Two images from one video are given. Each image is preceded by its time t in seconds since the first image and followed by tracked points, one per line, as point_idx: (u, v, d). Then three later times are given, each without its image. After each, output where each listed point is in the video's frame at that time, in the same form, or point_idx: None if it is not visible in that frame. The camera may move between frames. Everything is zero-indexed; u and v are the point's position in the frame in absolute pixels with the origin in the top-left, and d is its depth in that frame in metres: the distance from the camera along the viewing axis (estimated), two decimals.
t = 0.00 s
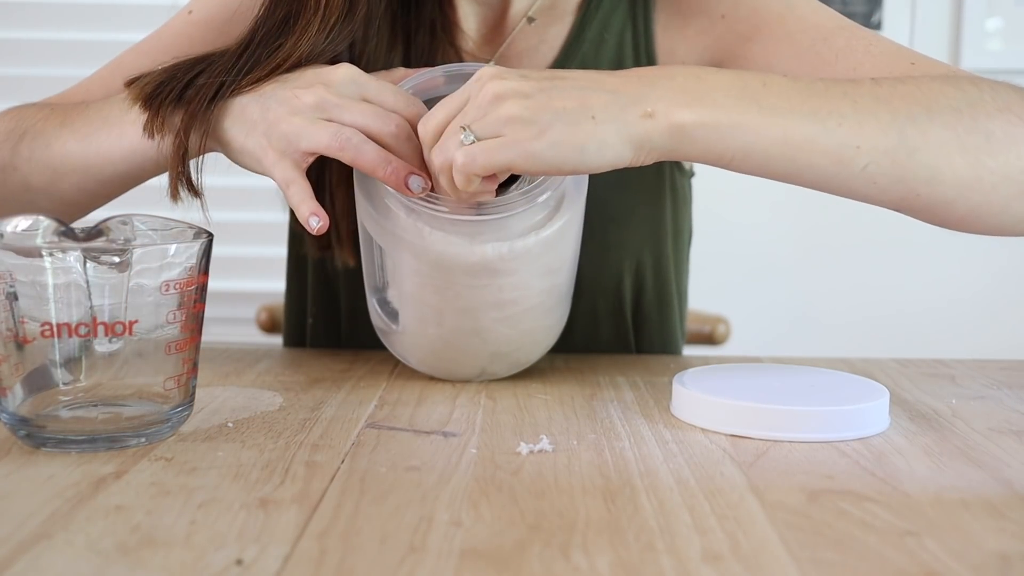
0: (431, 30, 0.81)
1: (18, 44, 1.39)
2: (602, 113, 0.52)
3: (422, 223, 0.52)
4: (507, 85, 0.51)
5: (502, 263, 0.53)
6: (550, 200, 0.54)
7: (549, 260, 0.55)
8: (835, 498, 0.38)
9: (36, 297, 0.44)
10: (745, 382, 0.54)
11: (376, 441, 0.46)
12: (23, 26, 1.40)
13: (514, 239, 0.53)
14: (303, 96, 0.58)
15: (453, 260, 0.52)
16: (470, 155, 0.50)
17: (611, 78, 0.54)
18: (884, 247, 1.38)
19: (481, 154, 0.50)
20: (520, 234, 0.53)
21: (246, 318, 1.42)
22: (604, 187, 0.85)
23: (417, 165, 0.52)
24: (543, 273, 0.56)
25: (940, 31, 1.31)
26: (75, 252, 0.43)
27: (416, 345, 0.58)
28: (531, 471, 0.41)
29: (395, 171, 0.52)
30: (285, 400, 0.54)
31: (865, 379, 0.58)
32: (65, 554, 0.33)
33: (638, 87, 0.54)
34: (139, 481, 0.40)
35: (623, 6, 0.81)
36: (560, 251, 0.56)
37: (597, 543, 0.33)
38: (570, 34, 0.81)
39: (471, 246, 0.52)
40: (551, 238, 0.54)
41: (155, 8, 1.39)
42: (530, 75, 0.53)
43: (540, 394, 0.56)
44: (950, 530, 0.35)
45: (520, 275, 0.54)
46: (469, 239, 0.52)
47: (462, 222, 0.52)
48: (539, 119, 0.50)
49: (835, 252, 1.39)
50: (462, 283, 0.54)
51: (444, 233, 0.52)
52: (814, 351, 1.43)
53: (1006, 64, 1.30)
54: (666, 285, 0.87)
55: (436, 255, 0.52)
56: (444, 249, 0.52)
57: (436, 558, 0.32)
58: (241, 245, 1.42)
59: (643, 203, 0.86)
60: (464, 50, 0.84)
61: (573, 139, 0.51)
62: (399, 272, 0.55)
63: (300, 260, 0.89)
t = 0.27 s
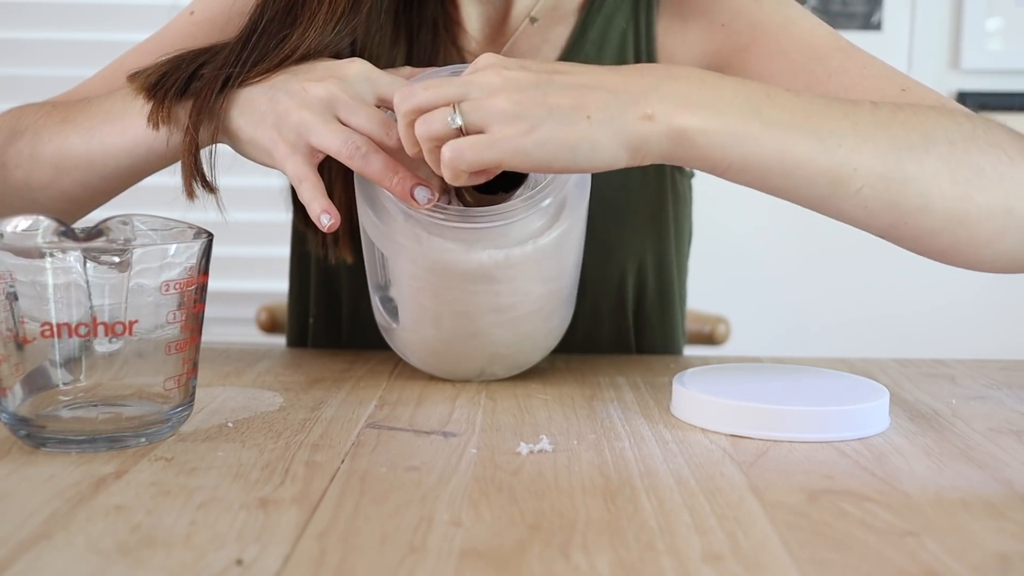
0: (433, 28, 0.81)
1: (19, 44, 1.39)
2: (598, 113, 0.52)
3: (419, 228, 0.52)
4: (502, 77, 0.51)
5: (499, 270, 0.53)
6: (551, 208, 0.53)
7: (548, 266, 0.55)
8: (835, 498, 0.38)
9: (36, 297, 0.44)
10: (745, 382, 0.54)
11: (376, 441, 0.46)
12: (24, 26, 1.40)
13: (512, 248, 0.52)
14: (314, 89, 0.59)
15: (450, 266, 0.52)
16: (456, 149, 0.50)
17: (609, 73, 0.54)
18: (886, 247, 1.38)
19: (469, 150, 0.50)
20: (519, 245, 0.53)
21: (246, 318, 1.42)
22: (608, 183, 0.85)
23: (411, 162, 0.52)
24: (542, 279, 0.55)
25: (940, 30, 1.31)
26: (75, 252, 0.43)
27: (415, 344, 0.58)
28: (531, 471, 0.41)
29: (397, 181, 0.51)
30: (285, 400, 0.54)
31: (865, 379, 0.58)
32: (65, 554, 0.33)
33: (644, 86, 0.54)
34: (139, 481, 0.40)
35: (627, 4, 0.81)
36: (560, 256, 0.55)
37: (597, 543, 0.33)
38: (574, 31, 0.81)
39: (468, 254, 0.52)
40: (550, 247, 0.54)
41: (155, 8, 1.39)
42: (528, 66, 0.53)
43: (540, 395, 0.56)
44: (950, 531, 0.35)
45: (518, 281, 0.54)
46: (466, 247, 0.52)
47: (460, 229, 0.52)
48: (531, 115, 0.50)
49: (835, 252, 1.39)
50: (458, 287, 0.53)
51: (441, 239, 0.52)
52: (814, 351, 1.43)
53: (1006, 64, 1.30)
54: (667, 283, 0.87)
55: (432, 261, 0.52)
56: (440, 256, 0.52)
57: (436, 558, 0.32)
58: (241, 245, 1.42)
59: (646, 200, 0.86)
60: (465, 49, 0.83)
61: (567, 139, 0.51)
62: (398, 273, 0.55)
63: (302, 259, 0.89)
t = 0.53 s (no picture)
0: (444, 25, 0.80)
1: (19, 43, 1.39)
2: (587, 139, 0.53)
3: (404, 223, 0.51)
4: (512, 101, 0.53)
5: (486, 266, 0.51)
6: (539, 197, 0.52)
7: (539, 261, 0.53)
8: (835, 498, 0.38)
9: (36, 297, 0.44)
10: (745, 382, 0.54)
11: (376, 441, 0.46)
12: (23, 27, 1.40)
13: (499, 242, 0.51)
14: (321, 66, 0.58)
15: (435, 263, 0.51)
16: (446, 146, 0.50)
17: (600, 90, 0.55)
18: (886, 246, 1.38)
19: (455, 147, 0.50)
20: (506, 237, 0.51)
21: (246, 318, 1.42)
22: (610, 181, 0.84)
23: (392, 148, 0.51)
24: (534, 275, 0.54)
25: (940, 30, 1.31)
26: (75, 252, 0.43)
27: (413, 341, 0.58)
28: (531, 471, 0.41)
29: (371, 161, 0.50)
30: (285, 400, 0.54)
31: (865, 379, 0.58)
32: (64, 554, 0.33)
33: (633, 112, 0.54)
34: (139, 481, 0.40)
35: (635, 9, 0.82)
36: (553, 251, 0.54)
37: (597, 543, 0.33)
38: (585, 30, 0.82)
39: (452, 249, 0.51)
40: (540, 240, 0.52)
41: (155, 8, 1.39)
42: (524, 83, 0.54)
43: (540, 395, 0.56)
44: (950, 530, 0.35)
45: (507, 277, 0.53)
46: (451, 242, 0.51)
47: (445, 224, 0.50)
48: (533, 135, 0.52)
49: (836, 252, 1.39)
50: (446, 284, 0.52)
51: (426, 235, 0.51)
52: (814, 351, 1.43)
53: (1006, 64, 1.30)
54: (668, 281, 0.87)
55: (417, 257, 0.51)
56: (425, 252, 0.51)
57: (436, 558, 0.32)
58: (241, 245, 1.42)
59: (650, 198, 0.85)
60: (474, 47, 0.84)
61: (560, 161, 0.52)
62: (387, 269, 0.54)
63: (305, 257, 0.89)
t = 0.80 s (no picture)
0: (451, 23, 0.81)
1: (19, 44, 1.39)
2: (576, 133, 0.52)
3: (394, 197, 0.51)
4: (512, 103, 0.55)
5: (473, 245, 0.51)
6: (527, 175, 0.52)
7: (527, 249, 0.53)
8: (835, 498, 0.38)
9: (36, 297, 0.44)
10: (745, 382, 0.54)
11: (376, 441, 0.46)
12: (24, 27, 1.41)
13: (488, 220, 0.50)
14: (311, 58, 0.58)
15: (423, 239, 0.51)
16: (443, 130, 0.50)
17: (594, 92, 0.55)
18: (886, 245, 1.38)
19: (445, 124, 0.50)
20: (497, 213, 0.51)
21: (247, 318, 1.42)
22: (612, 172, 0.84)
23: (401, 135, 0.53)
24: (523, 262, 0.53)
25: (940, 30, 1.31)
26: (75, 252, 0.43)
27: (397, 336, 0.57)
28: (531, 471, 0.41)
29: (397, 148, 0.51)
30: (285, 400, 0.54)
31: (865, 379, 0.58)
32: (64, 554, 0.33)
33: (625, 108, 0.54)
34: (139, 481, 0.40)
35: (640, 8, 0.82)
36: (540, 241, 0.54)
37: (597, 543, 0.33)
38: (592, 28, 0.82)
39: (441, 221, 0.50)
40: (529, 225, 0.52)
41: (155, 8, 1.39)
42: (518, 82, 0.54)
43: (540, 395, 0.56)
44: (950, 530, 0.35)
45: (496, 261, 0.52)
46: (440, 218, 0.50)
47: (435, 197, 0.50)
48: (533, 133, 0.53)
49: (836, 251, 1.39)
50: (434, 264, 0.52)
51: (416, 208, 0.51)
52: (815, 351, 1.43)
53: (1006, 65, 1.31)
54: (667, 280, 0.87)
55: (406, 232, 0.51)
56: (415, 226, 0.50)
57: (436, 558, 0.32)
58: (241, 245, 1.42)
59: (652, 194, 0.85)
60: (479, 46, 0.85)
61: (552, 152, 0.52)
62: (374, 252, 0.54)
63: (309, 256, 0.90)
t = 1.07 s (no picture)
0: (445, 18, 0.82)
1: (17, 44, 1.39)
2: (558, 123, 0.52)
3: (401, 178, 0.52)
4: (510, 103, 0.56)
5: (476, 227, 0.51)
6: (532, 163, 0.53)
7: (531, 238, 0.53)
8: (835, 498, 0.38)
9: (36, 297, 0.44)
10: (745, 382, 0.54)
11: (376, 441, 0.46)
12: (23, 27, 1.40)
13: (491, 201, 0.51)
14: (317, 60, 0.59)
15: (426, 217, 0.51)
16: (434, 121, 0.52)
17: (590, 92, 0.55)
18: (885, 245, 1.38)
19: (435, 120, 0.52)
20: (500, 195, 0.51)
21: (247, 318, 1.42)
22: (610, 164, 0.85)
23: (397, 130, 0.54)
24: (525, 254, 0.54)
25: (940, 30, 1.30)
26: (75, 252, 0.43)
27: (398, 333, 0.57)
28: (531, 471, 0.41)
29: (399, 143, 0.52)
30: (285, 400, 0.54)
31: (865, 379, 0.58)
32: (64, 554, 0.33)
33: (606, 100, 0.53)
34: (139, 481, 0.40)
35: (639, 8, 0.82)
36: (543, 233, 0.54)
37: (597, 543, 0.33)
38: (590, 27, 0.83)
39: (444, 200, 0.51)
40: (531, 212, 0.52)
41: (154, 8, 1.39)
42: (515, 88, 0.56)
43: (540, 395, 0.56)
44: (950, 531, 0.35)
45: (499, 247, 0.53)
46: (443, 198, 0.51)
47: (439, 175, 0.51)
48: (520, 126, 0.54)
49: (836, 251, 1.39)
50: (436, 246, 0.52)
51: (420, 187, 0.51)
52: (816, 351, 1.43)
53: (1006, 65, 1.31)
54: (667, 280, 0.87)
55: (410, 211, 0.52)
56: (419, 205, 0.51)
57: (436, 558, 0.32)
58: (241, 245, 1.42)
59: (649, 189, 0.86)
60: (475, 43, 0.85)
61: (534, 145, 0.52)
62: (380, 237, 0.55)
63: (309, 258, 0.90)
